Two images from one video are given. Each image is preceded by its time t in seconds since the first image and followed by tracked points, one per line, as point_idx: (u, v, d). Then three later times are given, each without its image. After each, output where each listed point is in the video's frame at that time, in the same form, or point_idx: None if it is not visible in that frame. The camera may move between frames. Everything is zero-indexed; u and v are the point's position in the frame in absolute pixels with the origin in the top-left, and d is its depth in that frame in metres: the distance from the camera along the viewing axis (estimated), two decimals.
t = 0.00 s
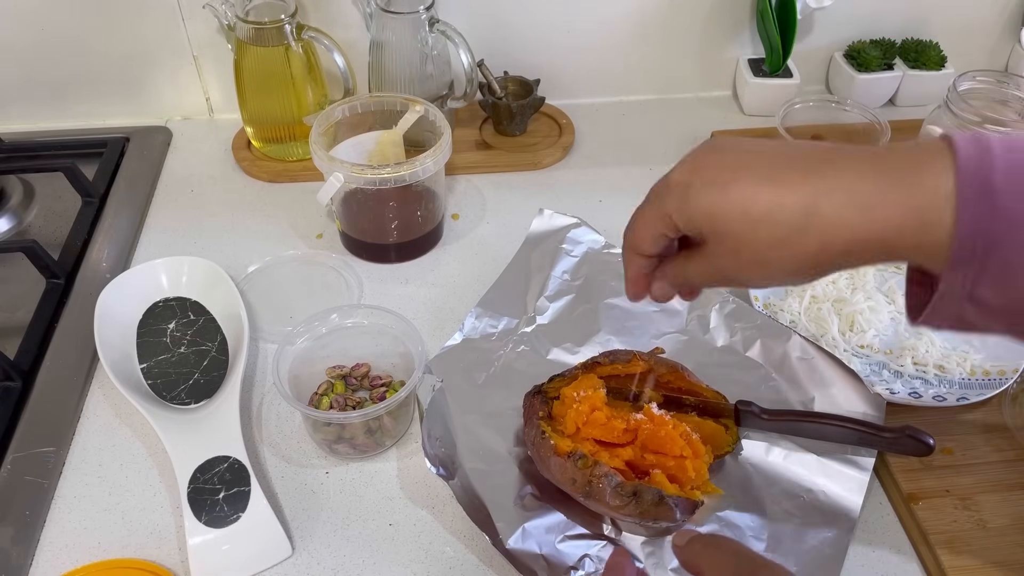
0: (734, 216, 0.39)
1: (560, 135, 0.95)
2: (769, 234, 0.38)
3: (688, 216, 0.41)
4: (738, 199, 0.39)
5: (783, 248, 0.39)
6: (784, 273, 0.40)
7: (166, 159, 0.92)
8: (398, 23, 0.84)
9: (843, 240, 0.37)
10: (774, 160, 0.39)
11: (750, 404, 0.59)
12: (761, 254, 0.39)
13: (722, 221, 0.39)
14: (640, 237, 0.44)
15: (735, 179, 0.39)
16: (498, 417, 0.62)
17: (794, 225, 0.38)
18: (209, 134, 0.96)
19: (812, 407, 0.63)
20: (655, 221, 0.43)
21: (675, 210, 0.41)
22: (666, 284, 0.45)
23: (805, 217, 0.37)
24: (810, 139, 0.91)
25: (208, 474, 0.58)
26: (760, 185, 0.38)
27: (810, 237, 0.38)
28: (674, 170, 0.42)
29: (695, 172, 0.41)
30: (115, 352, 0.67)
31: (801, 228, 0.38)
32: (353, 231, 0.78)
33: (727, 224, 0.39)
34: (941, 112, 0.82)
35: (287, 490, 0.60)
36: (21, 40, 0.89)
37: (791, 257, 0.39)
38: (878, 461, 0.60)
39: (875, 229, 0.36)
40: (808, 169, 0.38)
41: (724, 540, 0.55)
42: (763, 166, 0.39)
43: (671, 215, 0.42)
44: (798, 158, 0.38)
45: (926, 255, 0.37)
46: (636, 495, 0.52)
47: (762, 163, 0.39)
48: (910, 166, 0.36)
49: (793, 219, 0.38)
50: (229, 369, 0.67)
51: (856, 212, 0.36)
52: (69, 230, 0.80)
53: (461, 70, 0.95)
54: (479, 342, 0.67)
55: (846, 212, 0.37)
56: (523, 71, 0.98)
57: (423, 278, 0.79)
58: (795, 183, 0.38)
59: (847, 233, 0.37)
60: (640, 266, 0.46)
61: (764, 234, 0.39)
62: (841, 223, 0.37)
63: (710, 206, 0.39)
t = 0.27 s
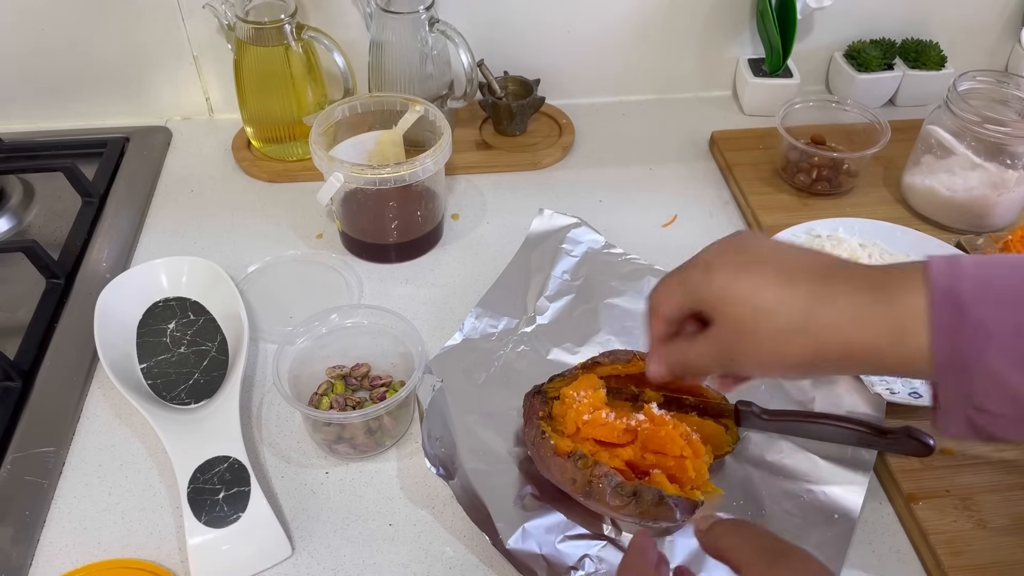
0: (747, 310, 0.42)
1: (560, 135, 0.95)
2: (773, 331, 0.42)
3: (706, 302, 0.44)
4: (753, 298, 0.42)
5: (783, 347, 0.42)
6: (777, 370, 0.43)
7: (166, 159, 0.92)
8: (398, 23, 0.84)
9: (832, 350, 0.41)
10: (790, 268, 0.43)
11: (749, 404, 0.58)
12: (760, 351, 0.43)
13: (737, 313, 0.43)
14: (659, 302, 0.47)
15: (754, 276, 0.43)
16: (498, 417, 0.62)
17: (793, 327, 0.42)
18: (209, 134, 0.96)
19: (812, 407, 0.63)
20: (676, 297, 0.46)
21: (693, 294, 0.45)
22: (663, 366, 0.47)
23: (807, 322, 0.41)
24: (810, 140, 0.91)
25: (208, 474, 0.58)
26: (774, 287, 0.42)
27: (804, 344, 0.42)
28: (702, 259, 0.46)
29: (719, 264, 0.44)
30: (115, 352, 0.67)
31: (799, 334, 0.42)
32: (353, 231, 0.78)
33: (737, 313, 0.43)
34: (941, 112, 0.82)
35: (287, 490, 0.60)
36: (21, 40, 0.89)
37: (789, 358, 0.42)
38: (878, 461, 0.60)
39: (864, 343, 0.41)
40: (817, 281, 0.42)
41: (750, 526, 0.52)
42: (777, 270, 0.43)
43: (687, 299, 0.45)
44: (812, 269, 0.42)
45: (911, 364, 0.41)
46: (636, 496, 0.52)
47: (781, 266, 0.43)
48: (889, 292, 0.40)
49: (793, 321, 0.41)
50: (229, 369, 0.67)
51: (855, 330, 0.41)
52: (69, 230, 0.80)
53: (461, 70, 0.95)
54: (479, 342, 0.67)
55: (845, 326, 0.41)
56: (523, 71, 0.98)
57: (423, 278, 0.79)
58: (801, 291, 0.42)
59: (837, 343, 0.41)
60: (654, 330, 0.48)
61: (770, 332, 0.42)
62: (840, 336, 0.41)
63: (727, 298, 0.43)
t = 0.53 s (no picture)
0: (842, 407, 0.48)
1: (560, 135, 0.95)
2: (875, 426, 0.47)
3: (806, 391, 0.50)
4: (848, 396, 0.48)
5: (891, 443, 0.47)
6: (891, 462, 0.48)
7: (166, 159, 0.92)
8: (398, 23, 0.84)
9: (953, 442, 0.46)
10: (884, 359, 0.48)
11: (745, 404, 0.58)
12: (871, 445, 0.48)
13: (835, 409, 0.48)
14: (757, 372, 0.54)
15: (851, 380, 0.48)
16: (498, 417, 0.62)
17: (897, 425, 0.47)
18: (209, 134, 0.96)
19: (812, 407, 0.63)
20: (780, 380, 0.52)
21: (797, 386, 0.51)
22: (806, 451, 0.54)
23: (908, 413, 0.46)
24: (810, 140, 0.91)
25: (208, 474, 0.58)
26: (863, 384, 0.47)
27: (905, 436, 0.47)
28: (810, 346, 0.52)
29: (816, 362, 0.50)
30: (115, 352, 0.67)
31: (906, 431, 0.47)
32: (353, 231, 0.78)
33: (838, 415, 0.48)
34: (941, 112, 0.82)
35: (287, 490, 0.60)
36: (21, 40, 0.89)
37: (899, 446, 0.47)
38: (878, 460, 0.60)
39: (979, 430, 0.45)
40: (918, 372, 0.46)
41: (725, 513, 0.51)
42: (875, 367, 0.48)
43: (789, 384, 0.52)
44: (912, 360, 0.47)
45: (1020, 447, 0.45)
46: (636, 496, 0.52)
47: (870, 365, 0.48)
48: (997, 378, 0.44)
49: (897, 417, 0.47)
50: (229, 369, 0.67)
51: (958, 423, 0.45)
52: (69, 230, 0.80)
53: (461, 70, 0.95)
54: (479, 342, 0.67)
55: (937, 421, 0.45)
56: (523, 71, 0.98)
57: (423, 277, 0.79)
58: (897, 384, 0.47)
59: (954, 437, 0.46)
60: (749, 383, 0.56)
61: (864, 426, 0.48)
62: (949, 427, 0.45)
63: (824, 397, 0.49)
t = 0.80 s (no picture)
0: (942, 317, 0.44)
1: (559, 135, 0.95)
2: (980, 337, 0.43)
3: (896, 306, 0.46)
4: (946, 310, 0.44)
5: (993, 356, 0.43)
6: (984, 382, 0.44)
7: (167, 159, 0.92)
8: (398, 23, 0.84)
9: None
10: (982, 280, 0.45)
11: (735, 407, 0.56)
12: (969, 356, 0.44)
13: (932, 323, 0.44)
14: (824, 300, 0.49)
15: (950, 290, 0.45)
16: (498, 417, 0.62)
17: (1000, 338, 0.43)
18: (209, 134, 0.96)
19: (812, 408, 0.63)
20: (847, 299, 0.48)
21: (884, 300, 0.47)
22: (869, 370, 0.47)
23: (1013, 332, 0.43)
24: (810, 140, 0.91)
25: (208, 474, 0.58)
26: (965, 299, 0.44)
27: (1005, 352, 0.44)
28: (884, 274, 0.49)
29: (906, 278, 0.47)
30: (115, 352, 0.67)
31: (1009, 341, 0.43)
32: (353, 231, 0.78)
33: (940, 331, 0.44)
34: (941, 112, 0.82)
35: (287, 490, 0.60)
36: (21, 40, 0.89)
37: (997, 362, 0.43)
38: (878, 461, 0.61)
39: None
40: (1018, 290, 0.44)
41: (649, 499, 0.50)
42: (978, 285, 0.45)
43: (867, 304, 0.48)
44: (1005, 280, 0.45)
45: None
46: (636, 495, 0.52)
47: (970, 283, 0.45)
48: None
49: (1001, 329, 0.43)
50: (229, 369, 0.67)
51: None
52: (69, 230, 0.80)
53: (461, 70, 0.95)
54: (479, 342, 0.67)
55: None
56: (523, 71, 0.98)
57: (423, 277, 0.79)
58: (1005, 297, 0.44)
59: None
60: (807, 322, 0.51)
61: (967, 342, 0.44)
62: None
63: (923, 309, 0.45)
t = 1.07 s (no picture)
0: (912, 382, 0.48)
1: (559, 135, 0.95)
2: (947, 409, 0.48)
3: (871, 365, 0.50)
4: (930, 373, 0.48)
5: (960, 424, 0.49)
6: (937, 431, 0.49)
7: (167, 159, 0.92)
8: (398, 23, 0.84)
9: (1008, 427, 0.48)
10: (952, 333, 0.49)
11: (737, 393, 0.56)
12: (936, 418, 0.49)
13: (899, 378, 0.49)
14: (805, 357, 0.51)
15: (924, 353, 0.48)
16: (498, 416, 0.62)
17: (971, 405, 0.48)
18: (209, 134, 0.96)
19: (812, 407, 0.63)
20: (830, 355, 0.51)
21: (860, 359, 0.50)
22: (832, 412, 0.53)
23: (975, 394, 0.48)
24: (809, 140, 0.91)
25: (208, 474, 0.58)
26: (940, 362, 0.48)
27: (981, 417, 0.48)
28: (864, 318, 0.51)
29: (883, 336, 0.50)
30: (115, 352, 0.67)
31: (952, 400, 0.48)
32: (353, 231, 0.78)
33: (910, 388, 0.49)
34: (941, 112, 0.82)
35: (287, 490, 0.60)
36: (21, 40, 0.89)
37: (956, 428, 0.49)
38: (878, 461, 0.61)
39: None
40: (993, 358, 0.48)
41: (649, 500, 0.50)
42: (957, 348, 0.48)
43: (847, 358, 0.51)
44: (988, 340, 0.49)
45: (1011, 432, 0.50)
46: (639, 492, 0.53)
47: (955, 346, 0.48)
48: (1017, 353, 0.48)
49: (970, 402, 0.48)
50: (229, 369, 0.67)
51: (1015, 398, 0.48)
52: (69, 230, 0.80)
53: (461, 70, 0.95)
54: (478, 342, 0.67)
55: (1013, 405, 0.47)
56: (523, 70, 0.98)
57: (423, 277, 0.79)
58: (982, 367, 0.48)
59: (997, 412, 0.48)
60: (787, 375, 0.53)
61: (941, 405, 0.48)
62: (1002, 407, 0.48)
63: (900, 370, 0.48)
